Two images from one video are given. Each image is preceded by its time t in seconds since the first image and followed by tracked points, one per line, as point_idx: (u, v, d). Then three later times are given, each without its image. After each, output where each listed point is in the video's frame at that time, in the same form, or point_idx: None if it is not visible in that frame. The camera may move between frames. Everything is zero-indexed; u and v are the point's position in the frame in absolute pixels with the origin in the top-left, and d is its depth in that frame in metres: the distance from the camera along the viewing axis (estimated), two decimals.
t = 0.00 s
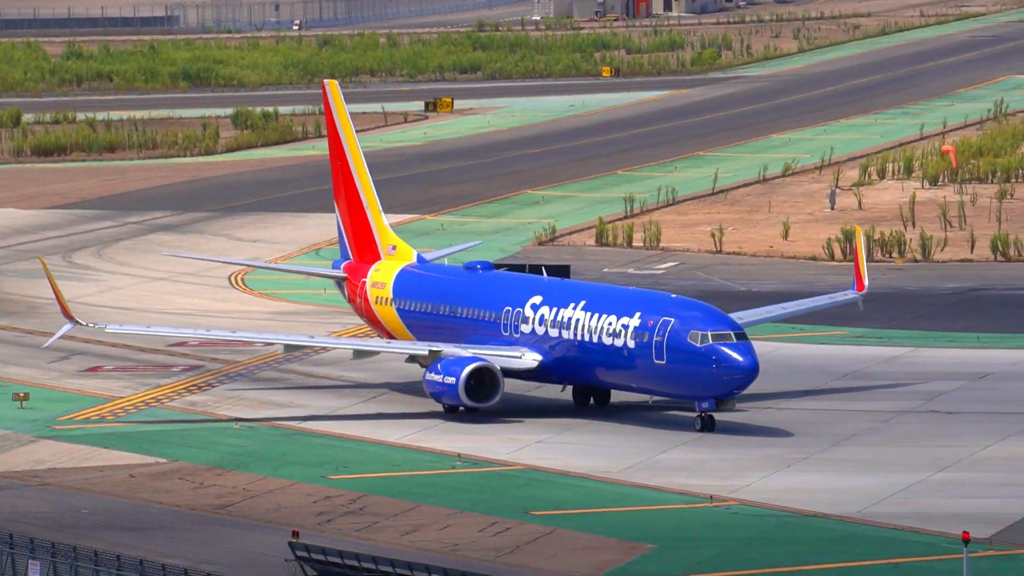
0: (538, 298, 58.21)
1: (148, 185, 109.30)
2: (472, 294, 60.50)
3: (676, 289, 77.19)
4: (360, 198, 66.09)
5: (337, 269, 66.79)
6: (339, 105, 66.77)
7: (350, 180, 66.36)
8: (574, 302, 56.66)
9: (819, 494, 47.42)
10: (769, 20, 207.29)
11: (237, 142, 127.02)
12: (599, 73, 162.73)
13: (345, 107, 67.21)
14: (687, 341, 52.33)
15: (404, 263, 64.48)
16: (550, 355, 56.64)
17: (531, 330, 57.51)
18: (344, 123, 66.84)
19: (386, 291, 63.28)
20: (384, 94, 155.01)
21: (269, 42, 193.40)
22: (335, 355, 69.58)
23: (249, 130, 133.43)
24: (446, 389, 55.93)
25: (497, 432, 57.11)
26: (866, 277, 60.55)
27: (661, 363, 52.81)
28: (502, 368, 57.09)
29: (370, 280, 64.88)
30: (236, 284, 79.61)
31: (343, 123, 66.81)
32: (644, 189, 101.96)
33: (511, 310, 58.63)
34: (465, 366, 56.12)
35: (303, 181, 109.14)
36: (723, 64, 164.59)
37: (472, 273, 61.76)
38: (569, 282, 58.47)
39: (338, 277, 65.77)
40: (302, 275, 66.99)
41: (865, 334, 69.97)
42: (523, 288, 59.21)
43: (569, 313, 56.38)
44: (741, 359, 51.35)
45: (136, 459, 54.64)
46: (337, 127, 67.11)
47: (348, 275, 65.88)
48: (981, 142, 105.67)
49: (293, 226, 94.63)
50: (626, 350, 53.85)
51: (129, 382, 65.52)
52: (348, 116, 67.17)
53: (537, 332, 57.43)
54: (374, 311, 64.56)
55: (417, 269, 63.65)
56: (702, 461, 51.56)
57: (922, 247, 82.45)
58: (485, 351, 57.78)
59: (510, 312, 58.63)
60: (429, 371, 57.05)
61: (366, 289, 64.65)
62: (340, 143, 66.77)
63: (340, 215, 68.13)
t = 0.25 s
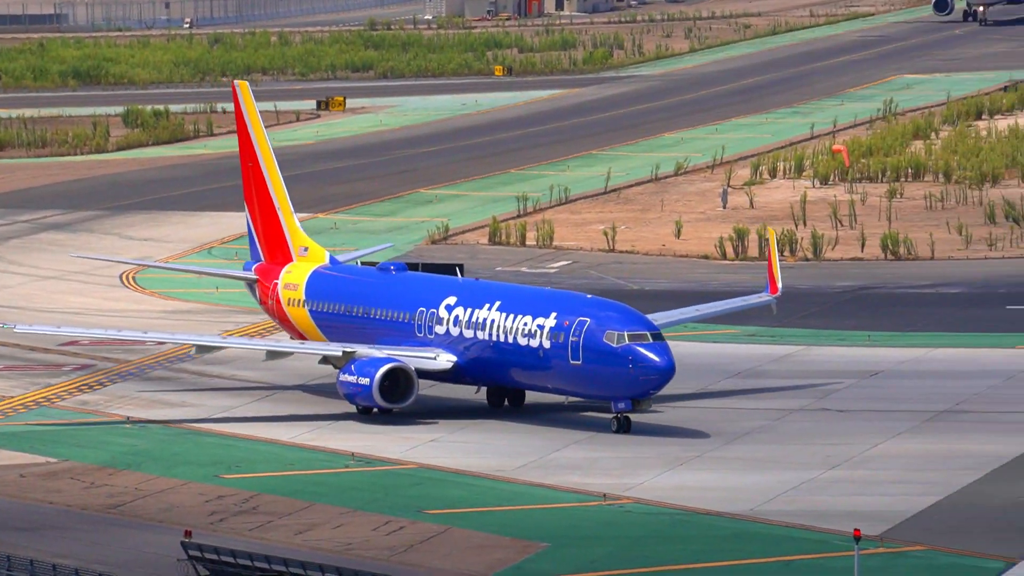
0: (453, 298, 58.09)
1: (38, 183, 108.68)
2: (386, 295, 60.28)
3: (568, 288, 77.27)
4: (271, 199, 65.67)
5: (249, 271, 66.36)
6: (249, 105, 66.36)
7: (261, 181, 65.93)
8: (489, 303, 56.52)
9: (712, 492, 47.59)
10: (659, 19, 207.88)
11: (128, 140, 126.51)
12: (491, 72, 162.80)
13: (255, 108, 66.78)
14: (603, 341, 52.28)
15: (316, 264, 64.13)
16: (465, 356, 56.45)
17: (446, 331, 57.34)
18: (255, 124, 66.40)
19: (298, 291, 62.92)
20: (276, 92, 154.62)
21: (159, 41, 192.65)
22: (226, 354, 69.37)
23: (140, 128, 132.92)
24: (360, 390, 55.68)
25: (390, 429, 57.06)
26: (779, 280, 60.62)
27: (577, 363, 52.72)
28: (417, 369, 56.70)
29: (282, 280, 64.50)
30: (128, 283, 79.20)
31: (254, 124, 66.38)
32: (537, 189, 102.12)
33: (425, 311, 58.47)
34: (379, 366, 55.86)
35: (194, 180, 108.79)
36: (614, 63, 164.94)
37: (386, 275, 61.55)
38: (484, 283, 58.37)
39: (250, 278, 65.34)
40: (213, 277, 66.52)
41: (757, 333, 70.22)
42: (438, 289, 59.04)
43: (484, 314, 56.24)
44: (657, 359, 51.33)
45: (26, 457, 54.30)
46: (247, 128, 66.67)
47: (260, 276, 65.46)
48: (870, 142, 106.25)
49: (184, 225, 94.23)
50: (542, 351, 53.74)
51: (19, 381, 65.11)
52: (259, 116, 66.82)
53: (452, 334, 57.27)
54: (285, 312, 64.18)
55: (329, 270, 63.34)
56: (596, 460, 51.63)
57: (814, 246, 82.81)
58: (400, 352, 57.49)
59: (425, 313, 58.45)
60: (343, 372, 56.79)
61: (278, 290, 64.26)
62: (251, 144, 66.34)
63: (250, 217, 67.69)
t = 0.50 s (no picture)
0: (401, 297, 57.58)
1: None
2: (332, 293, 59.65)
3: (494, 284, 77.27)
4: (215, 196, 64.39)
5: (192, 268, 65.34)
6: (192, 99, 64.80)
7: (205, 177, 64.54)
8: (437, 302, 56.06)
9: (639, 488, 47.62)
10: (585, 15, 208.09)
11: (53, 135, 126.04)
12: (418, 68, 162.71)
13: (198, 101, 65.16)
14: (553, 341, 51.87)
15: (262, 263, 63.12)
16: (413, 355, 55.97)
17: (394, 330, 56.84)
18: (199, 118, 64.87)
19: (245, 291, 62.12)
20: (202, 88, 154.25)
21: (84, 35, 192.03)
22: (152, 352, 69.11)
23: (66, 124, 132.44)
24: (308, 390, 54.93)
25: (317, 426, 56.93)
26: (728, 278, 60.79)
27: (526, 363, 52.33)
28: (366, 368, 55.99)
29: (227, 280, 63.57)
30: (53, 279, 78.86)
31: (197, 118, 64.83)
32: (464, 185, 102.10)
33: (373, 310, 57.90)
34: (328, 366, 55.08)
35: (120, 176, 108.44)
36: (541, 59, 165.06)
37: (331, 273, 61.01)
38: (431, 282, 57.91)
39: (194, 277, 64.36)
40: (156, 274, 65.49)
41: (683, 330, 70.33)
42: (385, 287, 58.52)
43: (432, 313, 55.74)
44: (608, 359, 51.01)
45: None
46: (190, 122, 65.14)
47: (204, 274, 64.47)
48: (796, 138, 106.57)
49: (109, 221, 93.91)
50: (490, 350, 53.33)
51: None
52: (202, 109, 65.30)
53: (400, 333, 56.79)
54: (230, 311, 63.35)
55: (275, 269, 62.50)
56: (523, 456, 51.63)
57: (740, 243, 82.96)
58: (348, 351, 56.90)
59: (372, 312, 57.89)
60: (291, 372, 56.03)
61: (223, 289, 63.38)
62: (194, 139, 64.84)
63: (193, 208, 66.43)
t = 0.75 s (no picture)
0: (385, 269, 57.42)
1: None
2: (316, 265, 59.50)
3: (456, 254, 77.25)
4: (196, 166, 63.87)
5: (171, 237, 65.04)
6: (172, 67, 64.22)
7: (185, 147, 63.94)
8: (422, 273, 55.91)
9: (602, 456, 47.73)
10: None
11: (13, 105, 125.66)
12: (379, 38, 162.39)
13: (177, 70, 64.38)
14: (539, 313, 51.80)
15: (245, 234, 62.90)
16: (399, 327, 55.92)
17: (379, 302, 56.72)
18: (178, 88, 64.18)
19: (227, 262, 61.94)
20: (162, 57, 153.80)
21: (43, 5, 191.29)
22: (114, 321, 69.03)
23: (25, 93, 132.05)
24: (293, 362, 54.77)
25: (279, 395, 56.93)
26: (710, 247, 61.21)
27: (513, 336, 52.30)
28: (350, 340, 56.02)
29: (208, 250, 63.31)
30: (14, 249, 78.69)
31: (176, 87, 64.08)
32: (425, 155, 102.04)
33: (357, 282, 57.76)
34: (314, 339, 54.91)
35: (80, 146, 108.17)
36: (501, 29, 164.87)
37: (315, 244, 60.85)
38: (415, 253, 57.74)
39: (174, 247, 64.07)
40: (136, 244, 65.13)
41: (646, 299, 70.40)
42: (369, 259, 58.35)
43: (417, 285, 55.65)
44: (595, 331, 50.94)
45: None
46: (170, 92, 64.40)
47: (184, 244, 64.17)
48: (757, 108, 106.63)
49: (70, 190, 93.71)
50: (477, 322, 53.26)
51: None
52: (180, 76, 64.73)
53: (385, 304, 56.68)
54: (212, 282, 63.13)
55: (257, 240, 62.31)
56: (486, 425, 51.67)
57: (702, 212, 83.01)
58: (332, 322, 56.84)
59: (357, 284, 57.75)
60: (275, 343, 55.86)
61: (205, 260, 63.12)
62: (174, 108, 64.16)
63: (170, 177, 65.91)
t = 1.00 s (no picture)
0: (408, 233, 56.94)
1: None
2: (339, 230, 59.08)
3: (458, 216, 77.25)
4: (217, 129, 63.87)
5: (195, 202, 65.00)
6: (193, 31, 64.29)
7: (206, 110, 63.98)
8: (446, 239, 55.42)
9: (604, 418, 47.75)
10: None
11: (14, 67, 125.53)
12: None
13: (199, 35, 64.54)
14: (564, 278, 51.23)
15: (265, 197, 62.87)
16: (422, 292, 55.52)
17: (402, 267, 56.28)
18: (200, 52, 64.23)
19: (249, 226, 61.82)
20: (162, 19, 153.53)
21: None
22: (115, 283, 68.99)
23: (26, 54, 131.89)
24: (316, 327, 54.75)
25: (280, 356, 56.89)
26: (737, 210, 60.74)
27: (538, 301, 51.77)
28: (373, 305, 55.83)
29: (231, 215, 63.24)
30: (15, 211, 78.64)
31: (198, 51, 64.19)
32: (427, 117, 101.90)
33: (380, 246, 57.34)
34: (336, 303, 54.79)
35: (81, 107, 108.08)
36: None
37: (338, 210, 60.45)
38: (440, 216, 57.24)
39: (197, 212, 64.04)
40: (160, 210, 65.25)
41: (646, 261, 70.37)
42: (392, 224, 57.91)
43: (441, 250, 55.15)
44: (620, 296, 50.33)
45: None
46: (191, 55, 64.53)
47: (207, 209, 64.12)
48: (759, 69, 106.52)
49: (71, 152, 93.62)
50: (501, 287, 52.74)
51: None
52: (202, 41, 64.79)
53: (408, 270, 56.23)
54: (235, 247, 63.06)
55: (279, 203, 62.29)
56: (487, 387, 51.70)
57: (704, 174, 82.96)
58: (354, 288, 56.60)
59: (380, 248, 57.32)
60: (298, 309, 55.86)
61: (228, 225, 63.06)
62: (194, 73, 64.24)
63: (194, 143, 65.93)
